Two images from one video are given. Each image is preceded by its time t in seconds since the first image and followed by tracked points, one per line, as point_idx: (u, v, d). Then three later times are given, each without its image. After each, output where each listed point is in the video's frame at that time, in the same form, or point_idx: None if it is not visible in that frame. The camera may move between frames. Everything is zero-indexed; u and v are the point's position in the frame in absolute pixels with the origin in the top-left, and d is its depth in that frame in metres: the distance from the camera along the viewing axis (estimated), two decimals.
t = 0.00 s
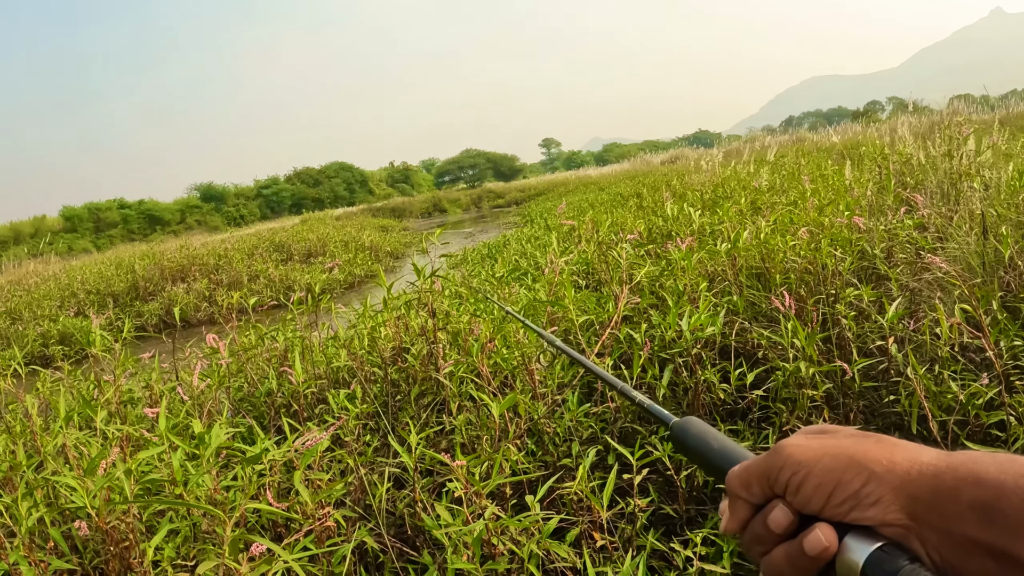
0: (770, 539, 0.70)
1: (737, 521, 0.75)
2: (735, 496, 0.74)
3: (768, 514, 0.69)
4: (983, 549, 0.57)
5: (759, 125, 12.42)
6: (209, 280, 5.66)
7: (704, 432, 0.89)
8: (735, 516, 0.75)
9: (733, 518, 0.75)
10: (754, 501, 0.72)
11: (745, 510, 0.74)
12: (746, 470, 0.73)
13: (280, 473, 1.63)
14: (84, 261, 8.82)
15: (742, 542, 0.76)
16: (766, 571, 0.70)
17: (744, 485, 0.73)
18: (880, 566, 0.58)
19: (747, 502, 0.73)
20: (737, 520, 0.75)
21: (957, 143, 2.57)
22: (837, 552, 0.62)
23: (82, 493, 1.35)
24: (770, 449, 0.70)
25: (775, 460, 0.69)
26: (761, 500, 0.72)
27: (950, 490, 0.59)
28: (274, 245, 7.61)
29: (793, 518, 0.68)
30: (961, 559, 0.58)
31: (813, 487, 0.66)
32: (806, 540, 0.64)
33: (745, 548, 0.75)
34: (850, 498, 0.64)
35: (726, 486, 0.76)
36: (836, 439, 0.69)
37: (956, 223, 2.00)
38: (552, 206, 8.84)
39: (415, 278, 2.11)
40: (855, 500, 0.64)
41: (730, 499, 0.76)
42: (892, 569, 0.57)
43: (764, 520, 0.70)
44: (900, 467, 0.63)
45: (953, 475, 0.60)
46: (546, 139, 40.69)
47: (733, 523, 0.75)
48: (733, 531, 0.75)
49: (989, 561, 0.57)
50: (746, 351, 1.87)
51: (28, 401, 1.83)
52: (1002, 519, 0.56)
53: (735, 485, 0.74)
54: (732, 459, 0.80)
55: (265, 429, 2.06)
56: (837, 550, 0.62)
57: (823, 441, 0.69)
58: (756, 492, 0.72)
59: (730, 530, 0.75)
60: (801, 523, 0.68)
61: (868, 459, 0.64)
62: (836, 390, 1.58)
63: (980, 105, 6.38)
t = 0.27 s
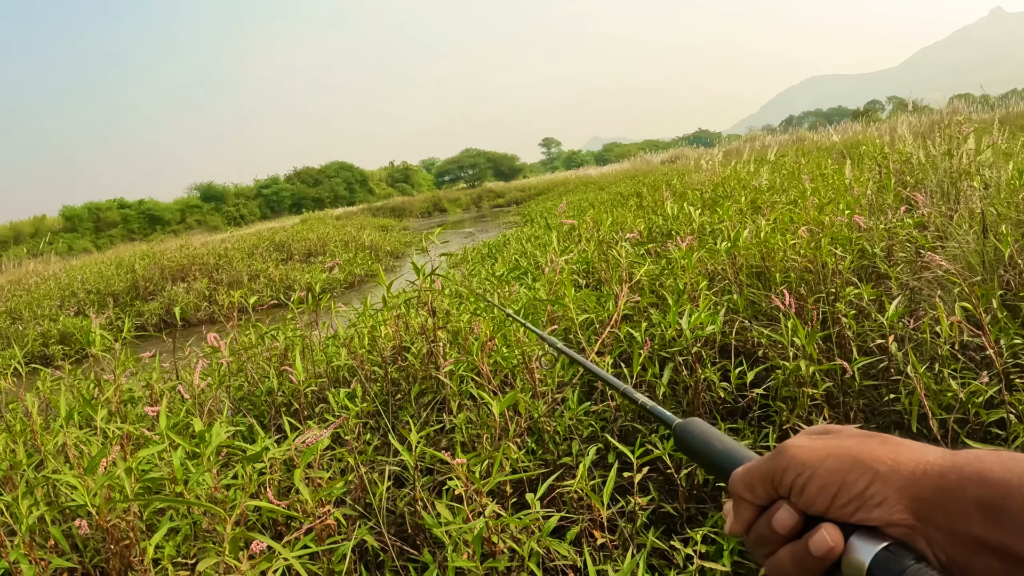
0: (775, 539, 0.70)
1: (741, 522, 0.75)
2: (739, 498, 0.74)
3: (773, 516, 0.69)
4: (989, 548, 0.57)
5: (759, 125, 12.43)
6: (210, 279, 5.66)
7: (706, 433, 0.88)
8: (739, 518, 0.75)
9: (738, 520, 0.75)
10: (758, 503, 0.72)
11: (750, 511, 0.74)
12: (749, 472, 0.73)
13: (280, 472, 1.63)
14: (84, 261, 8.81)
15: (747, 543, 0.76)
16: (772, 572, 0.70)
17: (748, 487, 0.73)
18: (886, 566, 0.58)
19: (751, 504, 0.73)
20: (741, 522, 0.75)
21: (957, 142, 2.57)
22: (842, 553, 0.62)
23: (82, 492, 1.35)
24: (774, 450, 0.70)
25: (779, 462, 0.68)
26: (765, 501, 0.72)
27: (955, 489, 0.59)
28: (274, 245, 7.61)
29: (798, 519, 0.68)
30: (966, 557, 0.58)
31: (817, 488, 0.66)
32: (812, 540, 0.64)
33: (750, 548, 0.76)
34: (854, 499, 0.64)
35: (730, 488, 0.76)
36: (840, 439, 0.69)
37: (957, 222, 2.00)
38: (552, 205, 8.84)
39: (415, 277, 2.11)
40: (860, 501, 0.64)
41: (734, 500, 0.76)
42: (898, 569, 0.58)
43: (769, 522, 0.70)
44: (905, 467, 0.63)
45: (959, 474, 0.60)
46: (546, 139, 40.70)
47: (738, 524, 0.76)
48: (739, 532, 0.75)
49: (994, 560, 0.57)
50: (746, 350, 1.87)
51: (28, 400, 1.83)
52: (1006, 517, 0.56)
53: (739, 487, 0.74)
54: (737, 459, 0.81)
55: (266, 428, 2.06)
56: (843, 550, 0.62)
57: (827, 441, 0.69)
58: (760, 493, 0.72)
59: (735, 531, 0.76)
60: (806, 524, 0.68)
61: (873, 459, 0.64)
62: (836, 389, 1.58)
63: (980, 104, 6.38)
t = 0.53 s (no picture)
0: (773, 534, 0.70)
1: (739, 517, 0.75)
2: (738, 492, 0.74)
3: (771, 510, 0.70)
4: (987, 545, 0.57)
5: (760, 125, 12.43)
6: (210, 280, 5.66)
7: (708, 428, 0.89)
8: (737, 512, 0.75)
9: (736, 514, 0.75)
10: (757, 497, 0.73)
11: (748, 506, 0.74)
12: (749, 466, 0.73)
13: (281, 471, 1.64)
14: (84, 261, 8.81)
15: (745, 539, 0.76)
16: (769, 566, 0.70)
17: (748, 481, 0.73)
18: (881, 562, 0.59)
19: (749, 498, 0.73)
20: (739, 517, 0.75)
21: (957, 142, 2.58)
22: (838, 548, 0.63)
23: (83, 491, 1.35)
24: (773, 445, 0.70)
25: (778, 455, 0.69)
26: (764, 496, 0.72)
27: (954, 485, 0.59)
28: (274, 245, 7.60)
29: (795, 514, 0.68)
30: (964, 555, 0.58)
31: (815, 482, 0.66)
32: (808, 535, 0.64)
33: (747, 543, 0.76)
34: (852, 493, 0.64)
35: (730, 482, 0.76)
36: (840, 434, 0.69)
37: (957, 221, 2.00)
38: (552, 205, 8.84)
39: (416, 277, 2.12)
40: (857, 495, 0.64)
41: (733, 494, 0.76)
42: (893, 565, 0.58)
43: (767, 516, 0.71)
44: (903, 463, 0.63)
45: (958, 470, 0.60)
46: (546, 140, 40.73)
47: (736, 519, 0.76)
48: (736, 527, 0.75)
49: (992, 558, 0.57)
50: (746, 350, 1.87)
51: (28, 400, 1.83)
52: (1006, 516, 0.56)
53: (738, 481, 0.74)
54: (737, 455, 0.81)
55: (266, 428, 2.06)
56: (839, 547, 0.63)
57: (826, 436, 0.69)
58: (759, 487, 0.72)
59: (733, 526, 0.75)
60: (804, 519, 0.68)
61: (872, 455, 0.64)
62: (836, 388, 1.58)
63: (980, 104, 6.39)
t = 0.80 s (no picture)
0: (776, 534, 0.70)
1: (742, 517, 0.75)
2: (741, 492, 0.74)
3: (774, 509, 0.70)
4: (987, 542, 0.57)
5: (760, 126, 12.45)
6: (211, 280, 5.66)
7: (710, 429, 0.89)
8: (740, 512, 0.75)
9: (739, 514, 0.76)
10: (759, 497, 0.73)
11: (750, 506, 0.74)
12: (750, 466, 0.73)
13: (281, 471, 1.64)
14: (84, 262, 8.82)
15: (748, 538, 0.76)
16: (773, 566, 0.70)
17: (750, 481, 0.73)
18: (884, 559, 0.59)
19: (752, 498, 0.73)
20: (742, 517, 0.76)
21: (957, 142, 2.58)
22: (841, 546, 0.63)
23: (83, 490, 1.35)
24: (774, 444, 0.70)
25: (780, 455, 0.69)
26: (767, 495, 0.72)
27: (955, 483, 0.59)
28: (275, 246, 7.61)
29: (799, 514, 0.68)
30: (965, 551, 0.59)
31: (817, 481, 0.66)
32: (811, 534, 0.64)
33: (750, 543, 0.76)
34: (854, 492, 0.64)
35: (732, 482, 0.76)
36: (840, 433, 0.69)
37: (957, 221, 2.00)
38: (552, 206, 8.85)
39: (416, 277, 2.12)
40: (859, 494, 0.64)
41: (735, 494, 0.76)
42: (897, 562, 0.57)
43: (770, 516, 0.71)
44: (904, 461, 0.63)
45: (958, 468, 0.60)
46: (546, 141, 40.77)
47: (740, 519, 0.76)
48: (740, 527, 0.75)
49: (992, 554, 0.57)
50: (746, 350, 1.86)
51: (28, 399, 1.83)
52: (1006, 512, 0.57)
53: (740, 481, 0.74)
54: (739, 455, 0.81)
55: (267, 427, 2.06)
56: (842, 544, 0.63)
57: (827, 435, 0.69)
58: (762, 487, 0.72)
59: (736, 526, 0.76)
60: (807, 518, 0.68)
61: (873, 453, 0.64)
62: (836, 388, 1.58)
63: (979, 105, 6.40)
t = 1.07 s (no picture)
0: (781, 545, 0.71)
1: (748, 527, 0.76)
2: (746, 503, 0.75)
3: (779, 520, 0.70)
4: (992, 552, 0.58)
5: (760, 126, 12.44)
6: (211, 280, 5.67)
7: (714, 437, 0.89)
8: (746, 522, 0.76)
9: (745, 524, 0.76)
10: (764, 508, 0.73)
11: (756, 516, 0.74)
12: (755, 478, 0.73)
13: (283, 471, 1.64)
14: (85, 262, 8.84)
15: (754, 549, 0.76)
16: None
17: (755, 493, 0.73)
18: (890, 569, 0.59)
19: (756, 509, 0.74)
20: (748, 527, 0.76)
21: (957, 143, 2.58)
22: (847, 558, 0.63)
23: (85, 491, 1.35)
24: (778, 456, 0.70)
25: (784, 467, 0.69)
26: (771, 507, 0.72)
27: (959, 494, 0.60)
28: (275, 246, 7.62)
29: (803, 525, 0.68)
30: (970, 562, 0.59)
31: (822, 494, 0.66)
32: (817, 545, 0.64)
33: (756, 553, 0.76)
34: (859, 504, 0.64)
35: (737, 493, 0.76)
36: (844, 445, 0.69)
37: (957, 222, 2.00)
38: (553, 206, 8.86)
39: (416, 278, 2.12)
40: (863, 506, 0.64)
41: (741, 505, 0.77)
42: (902, 572, 0.58)
43: (775, 527, 0.71)
44: (908, 472, 0.64)
45: (962, 478, 0.60)
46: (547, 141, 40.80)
47: (745, 529, 0.76)
48: (745, 537, 0.76)
49: (998, 564, 0.58)
50: (747, 351, 1.87)
51: (30, 400, 1.83)
52: (1010, 522, 0.57)
53: (744, 492, 0.74)
54: (743, 464, 0.81)
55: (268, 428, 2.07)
56: (848, 555, 0.63)
57: (831, 447, 0.69)
58: (766, 499, 0.72)
59: (742, 535, 0.77)
60: (812, 529, 0.68)
61: (876, 465, 0.65)
62: (836, 389, 1.58)
63: (980, 105, 6.41)
